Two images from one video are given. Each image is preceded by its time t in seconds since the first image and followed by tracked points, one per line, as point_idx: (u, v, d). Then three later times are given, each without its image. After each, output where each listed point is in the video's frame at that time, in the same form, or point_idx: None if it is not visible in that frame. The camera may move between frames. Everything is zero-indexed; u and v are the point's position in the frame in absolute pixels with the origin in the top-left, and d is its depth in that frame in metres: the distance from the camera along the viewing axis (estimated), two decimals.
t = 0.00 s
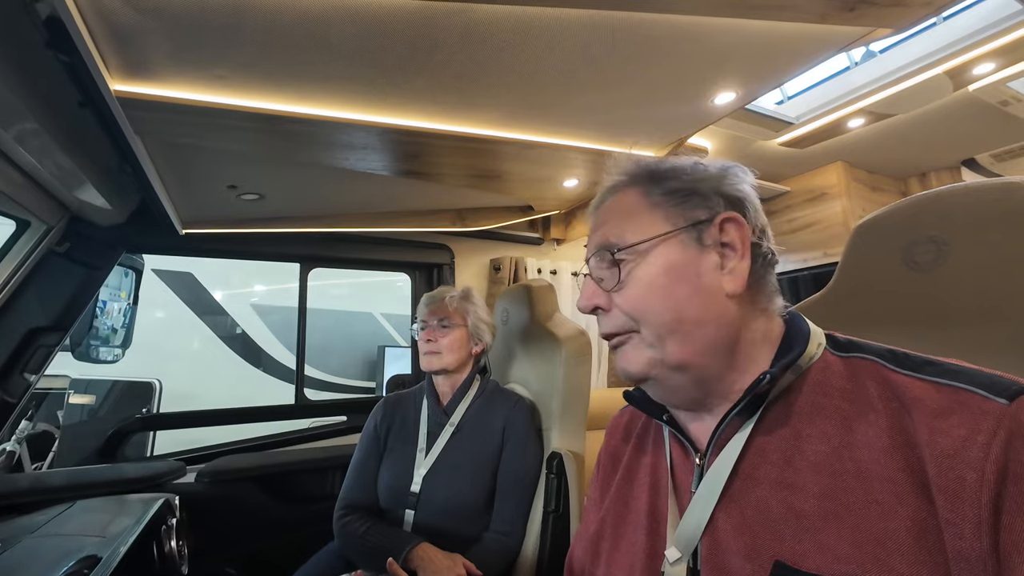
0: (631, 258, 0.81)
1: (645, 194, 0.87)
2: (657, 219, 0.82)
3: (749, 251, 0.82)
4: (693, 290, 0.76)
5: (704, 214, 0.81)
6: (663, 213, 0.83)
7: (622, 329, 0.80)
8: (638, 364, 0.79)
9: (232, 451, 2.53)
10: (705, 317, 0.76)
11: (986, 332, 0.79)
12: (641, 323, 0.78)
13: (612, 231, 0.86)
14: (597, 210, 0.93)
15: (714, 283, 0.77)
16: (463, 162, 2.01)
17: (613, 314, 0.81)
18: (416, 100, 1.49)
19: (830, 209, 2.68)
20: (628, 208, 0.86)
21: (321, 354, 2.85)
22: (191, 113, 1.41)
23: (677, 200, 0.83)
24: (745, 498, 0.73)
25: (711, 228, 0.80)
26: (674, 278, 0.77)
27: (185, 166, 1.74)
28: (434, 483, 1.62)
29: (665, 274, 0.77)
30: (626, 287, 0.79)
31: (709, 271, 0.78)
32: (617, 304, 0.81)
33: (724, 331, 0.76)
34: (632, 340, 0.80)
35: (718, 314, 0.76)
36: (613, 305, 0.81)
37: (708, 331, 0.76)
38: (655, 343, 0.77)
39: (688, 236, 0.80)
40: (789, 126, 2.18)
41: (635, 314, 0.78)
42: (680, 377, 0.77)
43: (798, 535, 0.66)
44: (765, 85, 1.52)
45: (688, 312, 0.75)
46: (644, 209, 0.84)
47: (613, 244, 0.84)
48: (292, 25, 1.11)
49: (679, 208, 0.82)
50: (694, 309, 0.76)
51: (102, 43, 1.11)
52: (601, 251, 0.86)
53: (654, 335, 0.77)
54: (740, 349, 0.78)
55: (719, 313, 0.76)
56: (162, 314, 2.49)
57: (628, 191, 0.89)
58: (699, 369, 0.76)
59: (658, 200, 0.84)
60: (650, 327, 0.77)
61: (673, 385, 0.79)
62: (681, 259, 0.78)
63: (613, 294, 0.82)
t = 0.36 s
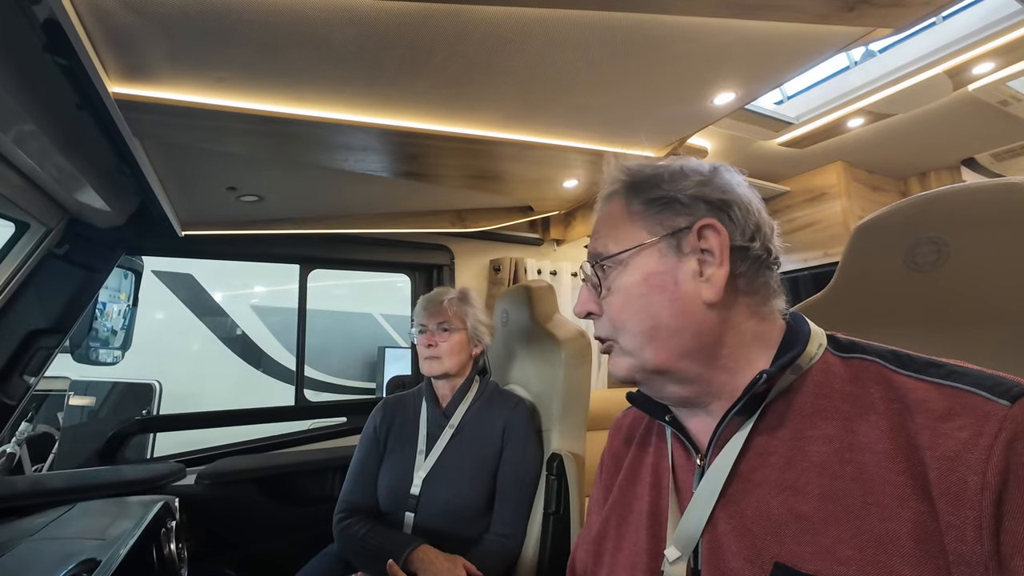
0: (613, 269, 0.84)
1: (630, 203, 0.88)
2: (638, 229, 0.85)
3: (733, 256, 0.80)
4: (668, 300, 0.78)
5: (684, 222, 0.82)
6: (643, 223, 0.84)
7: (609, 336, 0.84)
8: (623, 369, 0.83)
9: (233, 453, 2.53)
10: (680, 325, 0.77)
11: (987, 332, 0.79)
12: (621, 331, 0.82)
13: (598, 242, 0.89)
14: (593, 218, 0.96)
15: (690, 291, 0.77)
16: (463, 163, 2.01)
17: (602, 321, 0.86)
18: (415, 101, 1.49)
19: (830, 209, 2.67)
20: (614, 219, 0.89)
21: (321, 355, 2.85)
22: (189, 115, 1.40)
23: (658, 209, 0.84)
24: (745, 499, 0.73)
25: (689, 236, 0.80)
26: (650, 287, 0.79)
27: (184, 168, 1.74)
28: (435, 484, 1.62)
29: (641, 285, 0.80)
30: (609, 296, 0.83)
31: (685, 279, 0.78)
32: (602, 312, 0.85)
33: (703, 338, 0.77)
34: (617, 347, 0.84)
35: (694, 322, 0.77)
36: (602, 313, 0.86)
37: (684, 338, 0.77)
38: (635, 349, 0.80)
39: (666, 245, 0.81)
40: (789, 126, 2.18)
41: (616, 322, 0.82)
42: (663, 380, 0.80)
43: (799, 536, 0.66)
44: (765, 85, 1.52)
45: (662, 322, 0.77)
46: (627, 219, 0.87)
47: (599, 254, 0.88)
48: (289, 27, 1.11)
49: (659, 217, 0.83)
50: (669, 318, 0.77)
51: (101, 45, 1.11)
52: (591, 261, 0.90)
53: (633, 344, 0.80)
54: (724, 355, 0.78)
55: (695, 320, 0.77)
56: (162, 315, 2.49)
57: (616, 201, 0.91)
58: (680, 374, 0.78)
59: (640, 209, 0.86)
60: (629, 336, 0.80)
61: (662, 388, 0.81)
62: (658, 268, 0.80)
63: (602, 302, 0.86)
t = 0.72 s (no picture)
0: (605, 273, 0.85)
1: (619, 207, 0.88)
2: (628, 233, 0.85)
3: (721, 259, 0.79)
4: (657, 304, 0.78)
5: (674, 226, 0.81)
6: (633, 227, 0.85)
7: (604, 338, 0.85)
8: (620, 369, 0.84)
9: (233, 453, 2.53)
10: (670, 329, 0.77)
11: (989, 332, 0.79)
12: (614, 335, 0.83)
13: (591, 246, 0.90)
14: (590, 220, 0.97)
15: (679, 295, 0.78)
16: (463, 163, 2.01)
17: (597, 323, 0.87)
18: (415, 101, 1.49)
19: (830, 209, 2.67)
20: (606, 223, 0.89)
21: (322, 356, 2.85)
22: (190, 116, 1.41)
23: (647, 213, 0.84)
24: (744, 499, 0.73)
25: (677, 241, 0.80)
26: (640, 292, 0.79)
27: (184, 169, 1.74)
28: (435, 484, 1.62)
29: (631, 289, 0.80)
30: (602, 300, 0.84)
31: (675, 283, 0.78)
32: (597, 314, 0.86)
33: (694, 341, 0.77)
34: (612, 349, 0.85)
35: (685, 327, 0.77)
36: (597, 315, 0.87)
37: (675, 342, 0.77)
38: (628, 352, 0.81)
39: (655, 249, 0.81)
40: (789, 126, 2.18)
41: (610, 326, 0.83)
42: (658, 382, 0.81)
43: (798, 535, 0.66)
44: (765, 85, 1.52)
45: (652, 326, 0.78)
46: (619, 223, 0.87)
47: (592, 257, 0.89)
48: (289, 27, 1.11)
49: (648, 221, 0.84)
50: (659, 322, 0.78)
51: (101, 46, 1.11)
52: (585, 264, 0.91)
53: (625, 347, 0.81)
54: (719, 357, 0.78)
55: (685, 324, 0.77)
56: (162, 316, 2.49)
57: (609, 203, 0.91)
58: (673, 377, 0.79)
59: (630, 213, 0.86)
60: (622, 339, 0.81)
61: (658, 390, 0.82)
62: (647, 273, 0.80)
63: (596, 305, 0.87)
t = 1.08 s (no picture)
0: (602, 278, 0.86)
1: (613, 212, 0.89)
2: (622, 238, 0.85)
3: (714, 261, 0.79)
4: (653, 308, 0.78)
5: (668, 229, 0.82)
6: (627, 232, 0.85)
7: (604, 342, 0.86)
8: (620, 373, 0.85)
9: (234, 452, 2.53)
10: (667, 332, 0.77)
11: (992, 330, 0.79)
12: (615, 340, 0.83)
13: (589, 252, 0.90)
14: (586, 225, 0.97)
15: (675, 299, 0.78)
16: (465, 163, 2.01)
17: (596, 328, 0.87)
18: (419, 100, 1.49)
19: (831, 209, 2.67)
20: (601, 228, 0.89)
21: (323, 355, 2.85)
22: (193, 114, 1.41)
23: (641, 217, 0.84)
24: (746, 498, 0.73)
25: (671, 244, 0.80)
26: (636, 296, 0.80)
27: (187, 168, 1.74)
28: (437, 483, 1.62)
29: (629, 295, 0.81)
30: (600, 305, 0.84)
31: (670, 286, 0.79)
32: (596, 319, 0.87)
33: (690, 345, 0.77)
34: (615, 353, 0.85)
35: (681, 331, 0.77)
36: (596, 320, 0.87)
37: (671, 346, 0.77)
38: (628, 355, 0.82)
39: (649, 254, 0.81)
40: (791, 127, 2.18)
41: (608, 330, 0.83)
42: (659, 385, 0.81)
43: (799, 534, 0.66)
44: (768, 86, 1.52)
45: (650, 329, 0.78)
46: (614, 228, 0.87)
47: (589, 263, 0.89)
48: (293, 26, 1.11)
49: (642, 225, 0.84)
50: (655, 326, 0.78)
51: (106, 45, 1.12)
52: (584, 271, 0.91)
53: (627, 352, 0.82)
54: (718, 358, 0.78)
55: (682, 327, 0.77)
56: (163, 316, 2.51)
57: (604, 208, 0.91)
58: (673, 379, 0.79)
59: (624, 218, 0.86)
60: (622, 344, 0.82)
61: (659, 392, 0.82)
62: (642, 277, 0.80)
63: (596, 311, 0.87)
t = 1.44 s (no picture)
0: (648, 258, 0.80)
1: (650, 192, 0.85)
2: (668, 218, 0.82)
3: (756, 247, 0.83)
4: (713, 290, 0.76)
5: (714, 214, 0.82)
6: (675, 212, 0.82)
7: (642, 329, 0.77)
8: (658, 364, 0.77)
9: (235, 450, 2.53)
10: (724, 314, 0.76)
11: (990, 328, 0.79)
12: (661, 323, 0.76)
13: (624, 231, 0.83)
14: (598, 207, 0.90)
15: (731, 281, 0.78)
16: (466, 162, 2.02)
17: (629, 314, 0.79)
18: (420, 99, 1.50)
19: (831, 209, 2.68)
20: (639, 207, 0.84)
21: (324, 353, 2.86)
22: (195, 113, 1.41)
23: (689, 200, 0.83)
24: (746, 493, 0.73)
25: (723, 227, 0.81)
26: (696, 275, 0.77)
27: (189, 167, 1.75)
28: (437, 481, 1.62)
29: (689, 273, 0.77)
30: (646, 286, 0.78)
31: (725, 269, 0.79)
32: (633, 303, 0.78)
33: (741, 329, 0.78)
34: (648, 340, 0.77)
35: (738, 312, 0.77)
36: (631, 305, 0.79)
37: (727, 329, 0.76)
38: (677, 340, 0.76)
39: (704, 234, 0.80)
40: (792, 127, 2.18)
41: (657, 312, 0.76)
42: (697, 374, 0.77)
43: (797, 528, 0.66)
44: (768, 85, 1.52)
45: (711, 311, 0.76)
46: (656, 208, 0.83)
47: (625, 241, 0.82)
48: (295, 25, 1.12)
49: (690, 207, 0.82)
50: (717, 308, 0.76)
51: (109, 43, 1.12)
52: (614, 252, 0.83)
53: (675, 336, 0.75)
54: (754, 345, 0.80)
55: (738, 310, 0.77)
56: (164, 315, 2.51)
57: (636, 188, 0.87)
58: (716, 367, 0.77)
59: (670, 199, 0.83)
60: (670, 327, 0.76)
61: (685, 385, 0.79)
62: (699, 256, 0.78)
63: (633, 295, 0.79)
